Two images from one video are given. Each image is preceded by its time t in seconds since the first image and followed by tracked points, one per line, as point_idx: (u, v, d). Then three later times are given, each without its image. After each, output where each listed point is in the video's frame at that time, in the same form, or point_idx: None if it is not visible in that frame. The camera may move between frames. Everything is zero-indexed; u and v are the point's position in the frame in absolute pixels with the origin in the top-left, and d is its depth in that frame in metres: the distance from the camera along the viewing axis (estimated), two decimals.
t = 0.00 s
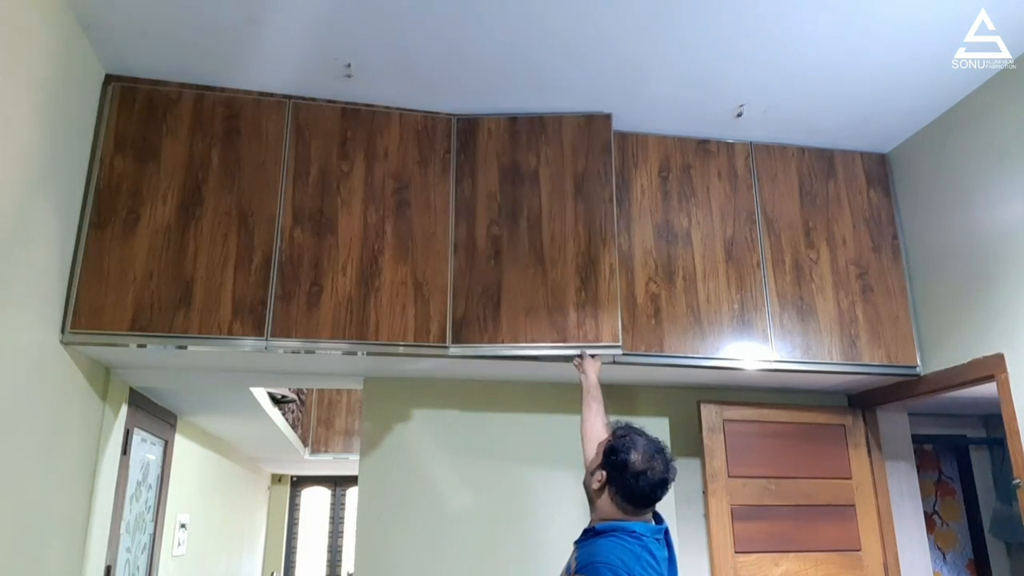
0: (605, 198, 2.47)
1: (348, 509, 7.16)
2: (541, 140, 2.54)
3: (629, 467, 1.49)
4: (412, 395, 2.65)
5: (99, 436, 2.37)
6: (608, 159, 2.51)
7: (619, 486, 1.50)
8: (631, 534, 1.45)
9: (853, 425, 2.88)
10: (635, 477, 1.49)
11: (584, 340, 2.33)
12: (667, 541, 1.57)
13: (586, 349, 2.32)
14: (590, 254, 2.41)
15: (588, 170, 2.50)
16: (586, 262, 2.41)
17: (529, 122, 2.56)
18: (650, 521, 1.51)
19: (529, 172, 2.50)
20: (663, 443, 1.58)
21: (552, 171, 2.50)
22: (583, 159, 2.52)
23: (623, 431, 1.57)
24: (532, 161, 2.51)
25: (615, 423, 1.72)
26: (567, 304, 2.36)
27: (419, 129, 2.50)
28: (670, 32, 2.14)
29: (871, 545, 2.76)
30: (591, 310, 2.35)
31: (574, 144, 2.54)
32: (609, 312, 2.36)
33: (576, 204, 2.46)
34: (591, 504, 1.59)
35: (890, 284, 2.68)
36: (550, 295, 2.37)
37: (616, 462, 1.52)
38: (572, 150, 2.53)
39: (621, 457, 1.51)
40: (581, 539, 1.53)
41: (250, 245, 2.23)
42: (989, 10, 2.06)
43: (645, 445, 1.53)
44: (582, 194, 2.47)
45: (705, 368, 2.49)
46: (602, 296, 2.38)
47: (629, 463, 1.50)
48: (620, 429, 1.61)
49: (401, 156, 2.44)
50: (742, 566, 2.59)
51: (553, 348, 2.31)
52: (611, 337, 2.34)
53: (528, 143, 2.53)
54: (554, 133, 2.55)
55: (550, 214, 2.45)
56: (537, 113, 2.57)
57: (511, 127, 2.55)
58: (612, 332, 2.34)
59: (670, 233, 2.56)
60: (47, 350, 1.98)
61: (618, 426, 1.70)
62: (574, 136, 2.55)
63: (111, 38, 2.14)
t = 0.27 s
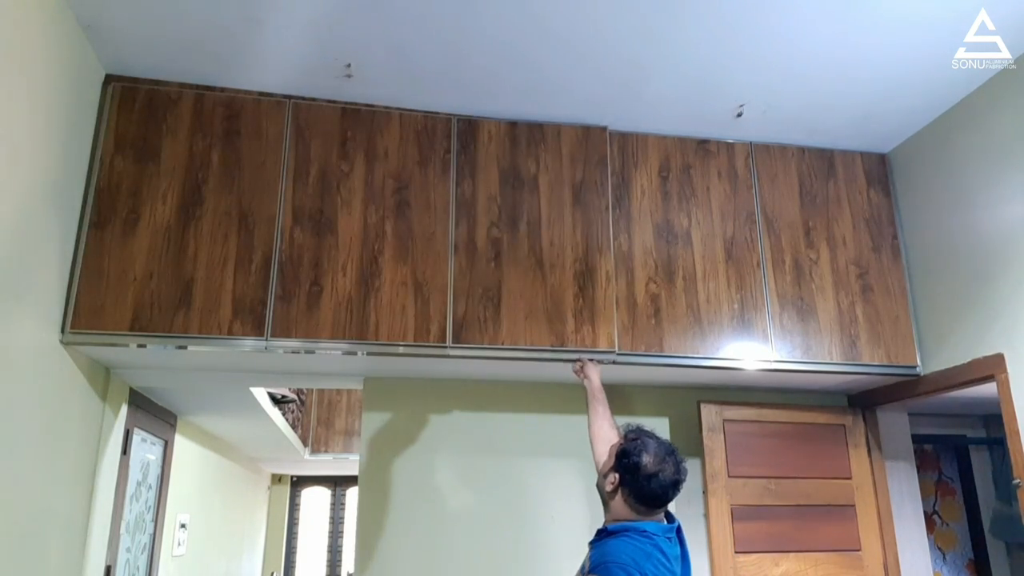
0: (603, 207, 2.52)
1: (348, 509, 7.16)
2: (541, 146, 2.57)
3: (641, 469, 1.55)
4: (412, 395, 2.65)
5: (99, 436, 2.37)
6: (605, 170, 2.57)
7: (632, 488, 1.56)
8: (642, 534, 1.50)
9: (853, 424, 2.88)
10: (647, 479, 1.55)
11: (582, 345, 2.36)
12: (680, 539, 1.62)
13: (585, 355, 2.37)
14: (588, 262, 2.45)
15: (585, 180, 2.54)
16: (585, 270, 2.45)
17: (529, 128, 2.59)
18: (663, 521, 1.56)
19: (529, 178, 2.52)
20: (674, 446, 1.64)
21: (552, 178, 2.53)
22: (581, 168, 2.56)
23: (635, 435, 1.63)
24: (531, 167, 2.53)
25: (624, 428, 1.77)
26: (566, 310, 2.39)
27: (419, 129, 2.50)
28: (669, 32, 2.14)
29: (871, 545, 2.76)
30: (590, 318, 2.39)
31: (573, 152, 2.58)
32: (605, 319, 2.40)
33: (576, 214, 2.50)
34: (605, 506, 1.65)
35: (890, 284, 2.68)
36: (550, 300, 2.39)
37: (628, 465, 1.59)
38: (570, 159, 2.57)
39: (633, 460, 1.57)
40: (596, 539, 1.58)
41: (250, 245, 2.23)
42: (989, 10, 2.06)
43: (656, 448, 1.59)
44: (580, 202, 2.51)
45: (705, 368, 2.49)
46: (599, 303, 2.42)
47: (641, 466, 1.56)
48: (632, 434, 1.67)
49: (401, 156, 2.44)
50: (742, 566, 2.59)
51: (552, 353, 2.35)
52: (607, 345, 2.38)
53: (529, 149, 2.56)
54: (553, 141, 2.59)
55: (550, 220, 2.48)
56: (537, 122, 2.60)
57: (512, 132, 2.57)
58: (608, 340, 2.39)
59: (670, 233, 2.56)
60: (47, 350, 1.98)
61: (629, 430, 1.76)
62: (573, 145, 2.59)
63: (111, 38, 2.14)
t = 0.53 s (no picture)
0: (601, 210, 2.54)
1: (348, 509, 7.16)
2: (540, 148, 2.58)
3: (648, 470, 1.58)
4: (411, 395, 2.65)
5: (99, 436, 2.36)
6: (603, 173, 2.59)
7: (639, 489, 1.59)
8: (650, 533, 1.53)
9: (853, 424, 2.88)
10: (654, 479, 1.58)
11: (580, 347, 2.38)
12: (687, 538, 1.65)
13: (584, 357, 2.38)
14: (587, 266, 2.47)
15: (584, 184, 2.55)
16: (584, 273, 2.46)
17: (529, 130, 2.59)
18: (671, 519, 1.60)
19: (529, 179, 2.52)
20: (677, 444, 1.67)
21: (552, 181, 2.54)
22: (580, 173, 2.57)
23: (639, 436, 1.66)
24: (531, 169, 2.54)
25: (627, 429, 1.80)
26: (565, 313, 2.40)
27: (419, 129, 2.50)
28: (669, 32, 2.14)
29: (871, 545, 2.76)
30: (589, 320, 2.41)
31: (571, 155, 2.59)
32: (603, 321, 2.42)
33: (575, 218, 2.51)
34: (614, 508, 1.68)
35: (890, 284, 2.68)
36: (550, 302, 2.40)
37: (634, 466, 1.61)
38: (569, 163, 2.58)
39: (639, 461, 1.60)
40: (605, 540, 1.61)
41: (250, 245, 2.23)
42: (989, 10, 2.06)
43: (661, 447, 1.62)
44: (579, 205, 2.52)
45: (705, 368, 2.49)
46: (597, 305, 2.43)
47: (647, 466, 1.59)
48: (636, 435, 1.70)
49: (401, 156, 2.44)
50: (742, 566, 2.59)
51: (551, 354, 2.36)
52: (605, 346, 2.40)
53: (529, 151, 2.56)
54: (553, 143, 2.60)
55: (549, 222, 2.49)
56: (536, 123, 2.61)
57: (512, 133, 2.57)
58: (606, 342, 2.40)
59: (670, 233, 2.56)
60: (47, 350, 1.98)
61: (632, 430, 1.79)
62: (572, 148, 2.60)
63: (111, 38, 2.14)
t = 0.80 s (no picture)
0: (601, 210, 2.53)
1: (348, 509, 7.16)
2: (540, 148, 2.58)
3: (649, 472, 1.62)
4: (411, 396, 2.65)
5: (99, 436, 2.37)
6: (603, 175, 2.58)
7: (642, 491, 1.62)
8: (648, 532, 1.55)
9: (853, 424, 2.88)
10: (656, 480, 1.61)
11: (580, 347, 2.38)
12: (686, 539, 1.67)
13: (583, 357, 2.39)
14: (587, 265, 2.46)
15: (584, 185, 2.55)
16: (583, 273, 2.46)
17: (529, 130, 2.59)
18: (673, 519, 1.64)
19: (529, 178, 2.52)
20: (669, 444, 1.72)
21: (552, 181, 2.54)
22: (579, 173, 2.57)
23: (634, 439, 1.69)
24: (531, 168, 2.54)
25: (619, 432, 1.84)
26: (565, 312, 2.40)
27: (419, 129, 2.49)
28: (668, 32, 2.14)
29: (871, 545, 2.76)
30: (589, 320, 2.41)
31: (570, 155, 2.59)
32: (603, 321, 2.42)
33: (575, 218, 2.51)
34: (613, 513, 1.70)
35: (890, 284, 2.68)
36: (550, 302, 2.40)
37: (635, 470, 1.64)
38: (569, 162, 2.58)
39: (639, 464, 1.63)
40: (605, 542, 1.63)
41: (250, 245, 2.23)
42: (989, 10, 2.06)
43: (659, 448, 1.66)
44: (579, 206, 2.52)
45: (705, 368, 2.49)
46: (597, 305, 2.43)
47: (648, 468, 1.62)
48: (629, 438, 1.73)
49: (401, 156, 2.44)
50: (742, 565, 2.59)
51: (551, 354, 2.36)
52: (605, 346, 2.40)
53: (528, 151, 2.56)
54: (553, 143, 2.59)
55: (549, 222, 2.49)
56: (536, 122, 2.61)
57: (512, 133, 2.57)
58: (606, 342, 2.40)
59: (670, 233, 2.56)
60: (47, 351, 1.98)
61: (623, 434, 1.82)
62: (572, 149, 2.60)
63: (111, 38, 2.14)
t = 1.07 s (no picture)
0: (601, 210, 2.53)
1: (348, 509, 7.16)
2: (540, 148, 2.58)
3: (636, 474, 1.60)
4: (411, 396, 2.65)
5: (99, 436, 2.37)
6: (603, 175, 2.58)
7: (629, 494, 1.60)
8: (633, 534, 1.53)
9: (853, 424, 2.88)
10: (642, 483, 1.60)
11: (580, 347, 2.38)
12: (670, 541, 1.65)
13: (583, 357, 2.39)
14: (587, 265, 2.46)
15: (584, 184, 2.55)
16: (583, 272, 2.46)
17: (529, 130, 2.59)
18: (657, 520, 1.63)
19: (529, 178, 2.52)
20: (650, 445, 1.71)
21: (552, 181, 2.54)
22: (579, 173, 2.57)
23: (618, 442, 1.67)
24: (531, 168, 2.54)
25: (598, 434, 1.82)
26: (565, 312, 2.40)
27: (419, 129, 2.49)
28: (668, 32, 2.14)
29: (871, 545, 2.76)
30: (589, 320, 2.41)
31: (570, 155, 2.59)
32: (603, 321, 2.42)
33: (575, 218, 2.51)
34: (597, 517, 1.67)
35: (890, 284, 2.68)
36: (550, 302, 2.40)
37: (620, 473, 1.62)
38: (569, 162, 2.58)
39: (625, 467, 1.62)
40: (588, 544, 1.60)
41: (250, 245, 2.23)
42: (989, 10, 2.06)
43: (643, 450, 1.65)
44: (579, 206, 2.52)
45: (705, 368, 2.49)
46: (597, 305, 2.43)
47: (634, 471, 1.60)
48: (611, 440, 1.71)
49: (401, 156, 2.44)
50: (742, 565, 2.59)
51: (551, 354, 2.36)
52: (605, 346, 2.40)
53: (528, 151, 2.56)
54: (553, 143, 2.59)
55: (549, 222, 2.49)
56: (536, 122, 2.61)
57: (512, 133, 2.57)
58: (606, 342, 2.40)
59: (670, 233, 2.56)
60: (47, 351, 1.98)
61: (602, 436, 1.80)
62: (572, 149, 2.60)
63: (111, 38, 2.14)
